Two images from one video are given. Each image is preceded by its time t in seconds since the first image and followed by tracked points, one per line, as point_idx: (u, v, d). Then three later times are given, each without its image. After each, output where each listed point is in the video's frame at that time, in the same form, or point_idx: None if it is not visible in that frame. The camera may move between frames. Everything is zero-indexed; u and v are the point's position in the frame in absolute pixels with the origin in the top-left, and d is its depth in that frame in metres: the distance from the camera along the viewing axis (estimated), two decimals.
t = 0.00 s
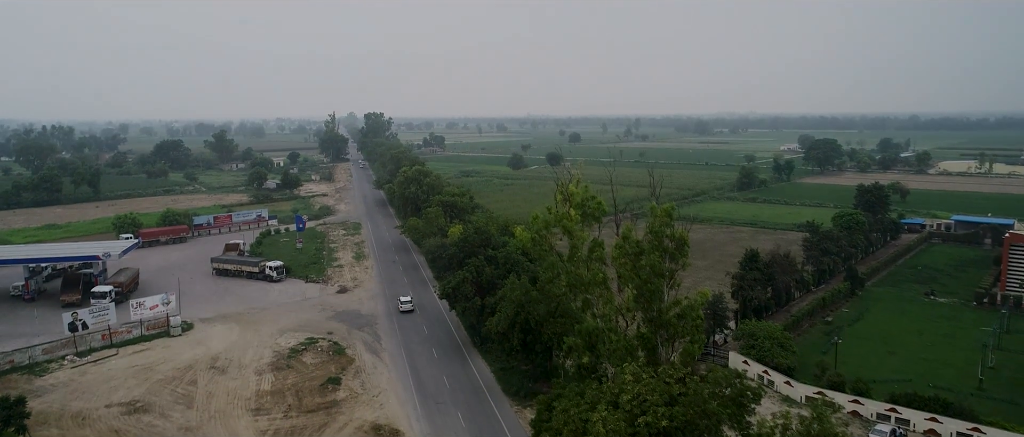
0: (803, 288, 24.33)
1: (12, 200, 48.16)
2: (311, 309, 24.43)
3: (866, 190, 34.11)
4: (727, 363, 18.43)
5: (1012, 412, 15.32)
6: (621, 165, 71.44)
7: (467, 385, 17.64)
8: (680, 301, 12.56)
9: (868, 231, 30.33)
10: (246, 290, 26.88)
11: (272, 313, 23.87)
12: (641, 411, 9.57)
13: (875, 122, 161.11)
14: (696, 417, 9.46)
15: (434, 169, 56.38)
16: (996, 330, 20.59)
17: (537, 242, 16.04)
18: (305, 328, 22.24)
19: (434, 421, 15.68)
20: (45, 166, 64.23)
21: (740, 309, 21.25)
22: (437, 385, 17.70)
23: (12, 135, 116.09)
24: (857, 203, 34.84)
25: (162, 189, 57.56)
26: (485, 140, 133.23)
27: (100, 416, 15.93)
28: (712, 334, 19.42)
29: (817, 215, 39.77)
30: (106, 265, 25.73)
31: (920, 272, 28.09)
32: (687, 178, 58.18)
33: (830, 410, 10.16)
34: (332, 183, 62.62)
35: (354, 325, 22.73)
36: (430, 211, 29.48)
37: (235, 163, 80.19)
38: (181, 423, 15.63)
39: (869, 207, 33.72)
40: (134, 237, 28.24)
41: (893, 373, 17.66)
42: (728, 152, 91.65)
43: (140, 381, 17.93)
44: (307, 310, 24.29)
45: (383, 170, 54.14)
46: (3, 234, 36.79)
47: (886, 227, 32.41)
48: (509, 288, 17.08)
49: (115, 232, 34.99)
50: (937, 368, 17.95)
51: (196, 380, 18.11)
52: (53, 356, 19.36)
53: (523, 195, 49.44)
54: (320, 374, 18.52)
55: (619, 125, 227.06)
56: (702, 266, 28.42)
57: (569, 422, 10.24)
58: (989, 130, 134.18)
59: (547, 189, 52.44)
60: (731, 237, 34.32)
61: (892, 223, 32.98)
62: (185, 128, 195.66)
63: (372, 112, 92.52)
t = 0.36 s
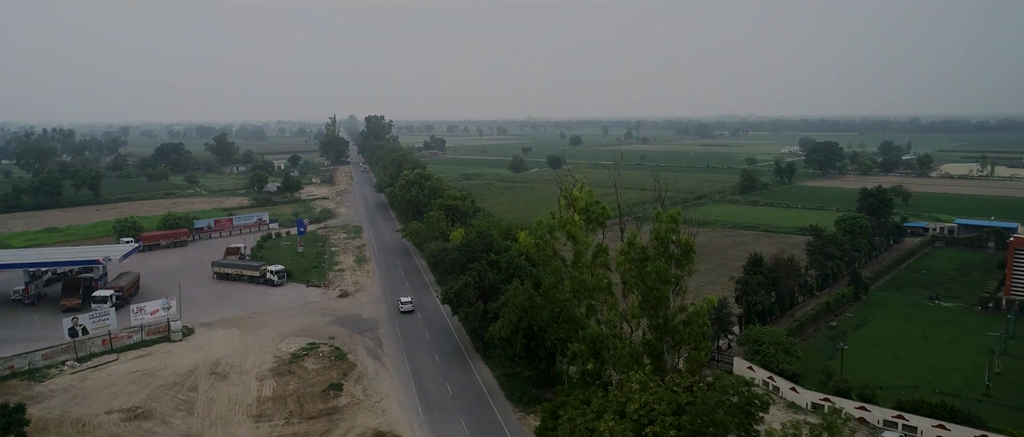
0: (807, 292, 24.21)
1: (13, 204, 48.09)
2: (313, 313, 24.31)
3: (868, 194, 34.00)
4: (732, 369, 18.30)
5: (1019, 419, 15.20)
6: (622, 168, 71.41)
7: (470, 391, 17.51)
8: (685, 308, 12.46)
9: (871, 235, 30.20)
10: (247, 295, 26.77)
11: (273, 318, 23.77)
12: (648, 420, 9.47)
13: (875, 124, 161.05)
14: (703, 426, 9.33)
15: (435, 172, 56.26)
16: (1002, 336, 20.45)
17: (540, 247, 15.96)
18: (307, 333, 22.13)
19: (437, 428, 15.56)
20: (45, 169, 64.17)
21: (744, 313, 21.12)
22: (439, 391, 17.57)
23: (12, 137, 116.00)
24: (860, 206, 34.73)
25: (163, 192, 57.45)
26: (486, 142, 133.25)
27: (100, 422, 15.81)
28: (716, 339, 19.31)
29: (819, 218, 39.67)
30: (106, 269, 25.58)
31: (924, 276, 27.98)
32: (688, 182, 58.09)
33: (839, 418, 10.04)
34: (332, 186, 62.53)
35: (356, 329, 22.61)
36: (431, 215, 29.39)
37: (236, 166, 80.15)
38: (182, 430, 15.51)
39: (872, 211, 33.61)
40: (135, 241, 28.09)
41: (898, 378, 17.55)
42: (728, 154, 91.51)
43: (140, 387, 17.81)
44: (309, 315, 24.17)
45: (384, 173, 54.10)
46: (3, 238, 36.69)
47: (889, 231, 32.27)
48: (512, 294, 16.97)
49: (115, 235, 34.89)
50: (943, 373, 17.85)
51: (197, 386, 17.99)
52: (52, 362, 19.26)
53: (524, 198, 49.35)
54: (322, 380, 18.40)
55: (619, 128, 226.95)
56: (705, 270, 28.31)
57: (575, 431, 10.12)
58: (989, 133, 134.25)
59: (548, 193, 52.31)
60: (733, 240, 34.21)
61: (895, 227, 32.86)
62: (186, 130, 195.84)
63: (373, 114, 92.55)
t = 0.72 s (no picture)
0: (811, 297, 24.07)
1: (13, 207, 48.02)
2: (314, 318, 24.17)
3: (871, 197, 33.91)
4: (737, 375, 18.16)
5: None
6: (622, 171, 71.36)
7: (472, 397, 17.38)
8: (691, 315, 12.33)
9: (875, 239, 30.07)
10: (248, 299, 26.66)
11: (274, 322, 23.64)
12: (655, 430, 9.36)
13: (876, 127, 160.99)
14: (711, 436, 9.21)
15: (436, 175, 56.12)
16: (1008, 341, 20.30)
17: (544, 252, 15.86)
18: (308, 338, 21.99)
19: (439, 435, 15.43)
20: (46, 172, 64.10)
21: (748, 318, 20.99)
22: (441, 397, 17.42)
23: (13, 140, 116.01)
24: (863, 210, 34.61)
25: (163, 196, 57.37)
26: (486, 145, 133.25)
27: (100, 429, 15.68)
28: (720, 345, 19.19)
29: (821, 222, 39.56)
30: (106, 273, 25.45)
31: (928, 280, 27.85)
32: (690, 185, 57.98)
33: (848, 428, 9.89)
34: (333, 189, 62.43)
35: (357, 334, 22.47)
36: (433, 219, 29.28)
37: (236, 168, 80.09)
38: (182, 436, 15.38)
39: (875, 214, 33.51)
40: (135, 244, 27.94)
41: (904, 385, 17.40)
42: (729, 157, 91.49)
43: (140, 393, 17.67)
44: (310, 319, 24.03)
45: (385, 176, 54.04)
46: (3, 242, 36.61)
47: (892, 234, 32.16)
48: (516, 299, 16.84)
49: (115, 239, 34.78)
50: (949, 379, 17.70)
51: (198, 392, 17.86)
52: (52, 367, 19.14)
53: (526, 201, 49.25)
54: (323, 386, 18.26)
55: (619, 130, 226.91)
56: (707, 274, 28.18)
57: None
58: (989, 135, 134.28)
59: (550, 196, 52.16)
60: (736, 244, 34.07)
61: (898, 230, 32.75)
62: (187, 133, 195.95)
63: (374, 117, 92.58)
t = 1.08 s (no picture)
0: (815, 301, 23.96)
1: (13, 210, 47.89)
2: (314, 323, 24.04)
3: (873, 201, 33.80)
4: (741, 381, 18.03)
5: None
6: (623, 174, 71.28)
7: (474, 403, 17.25)
8: (696, 322, 12.22)
9: (878, 242, 29.94)
10: (248, 303, 26.52)
11: (275, 327, 23.49)
12: None
13: (876, 130, 161.15)
14: None
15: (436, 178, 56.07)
16: (1013, 347, 20.18)
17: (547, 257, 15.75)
18: (309, 343, 21.86)
19: None
20: (46, 175, 63.99)
21: (752, 323, 20.86)
22: (443, 403, 17.30)
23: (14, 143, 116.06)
24: (866, 213, 34.49)
25: (163, 199, 57.27)
26: (487, 148, 133.21)
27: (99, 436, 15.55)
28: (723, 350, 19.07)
29: (823, 225, 39.44)
30: (106, 277, 25.32)
31: (931, 284, 27.73)
32: (691, 188, 57.88)
33: None
34: (333, 192, 62.34)
35: (358, 339, 22.34)
36: (434, 223, 29.16)
37: (237, 171, 80.00)
38: None
39: (878, 218, 33.41)
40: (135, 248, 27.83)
41: (910, 391, 17.27)
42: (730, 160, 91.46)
43: (139, 399, 17.54)
44: (310, 324, 23.90)
45: (386, 180, 53.95)
46: (3, 245, 36.48)
47: (895, 238, 32.05)
48: (519, 304, 16.72)
49: (115, 242, 34.66)
50: (955, 385, 17.58)
51: (198, 398, 17.72)
52: (52, 372, 19.01)
53: (526, 204, 49.15)
54: (324, 392, 18.12)
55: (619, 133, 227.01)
56: (710, 278, 28.05)
57: None
58: (989, 138, 134.38)
59: (550, 199, 52.04)
60: (738, 248, 33.96)
61: (901, 234, 32.64)
62: (187, 135, 196.10)
63: (375, 120, 92.53)
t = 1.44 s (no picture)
0: (818, 306, 23.81)
1: (13, 213, 47.79)
2: (315, 328, 23.89)
3: (876, 204, 33.67)
4: (746, 387, 17.87)
5: None
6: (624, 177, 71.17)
7: (476, 410, 17.08)
8: (702, 329, 12.06)
9: (881, 246, 29.79)
10: (249, 308, 26.40)
11: (275, 332, 23.35)
12: None
13: (876, 132, 161.07)
14: None
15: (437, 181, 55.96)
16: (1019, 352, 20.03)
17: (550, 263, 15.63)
18: (310, 348, 21.71)
19: None
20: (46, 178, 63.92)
21: (756, 328, 20.72)
22: (445, 410, 17.13)
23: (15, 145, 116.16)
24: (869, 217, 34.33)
25: (164, 201, 57.19)
26: (488, 150, 133.08)
27: None
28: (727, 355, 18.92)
29: (826, 229, 39.31)
30: (106, 281, 25.19)
31: (935, 288, 27.59)
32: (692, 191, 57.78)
33: None
34: (334, 195, 62.26)
35: (360, 344, 22.19)
36: (435, 227, 29.02)
37: (237, 174, 79.92)
38: None
39: (881, 221, 33.26)
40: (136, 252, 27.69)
41: (916, 397, 17.13)
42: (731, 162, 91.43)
43: (139, 405, 17.40)
44: (311, 329, 23.75)
45: (387, 183, 53.83)
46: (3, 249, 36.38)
47: (898, 242, 31.92)
48: (522, 309, 16.57)
49: (115, 245, 34.56)
50: (961, 391, 17.43)
51: (198, 404, 17.59)
52: (51, 378, 18.85)
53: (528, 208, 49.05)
54: (325, 398, 17.97)
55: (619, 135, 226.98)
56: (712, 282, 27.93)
57: None
58: (990, 141, 134.25)
59: (551, 202, 51.91)
60: (740, 251, 33.85)
61: (904, 237, 32.50)
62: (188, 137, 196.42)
63: (376, 123, 92.49)
